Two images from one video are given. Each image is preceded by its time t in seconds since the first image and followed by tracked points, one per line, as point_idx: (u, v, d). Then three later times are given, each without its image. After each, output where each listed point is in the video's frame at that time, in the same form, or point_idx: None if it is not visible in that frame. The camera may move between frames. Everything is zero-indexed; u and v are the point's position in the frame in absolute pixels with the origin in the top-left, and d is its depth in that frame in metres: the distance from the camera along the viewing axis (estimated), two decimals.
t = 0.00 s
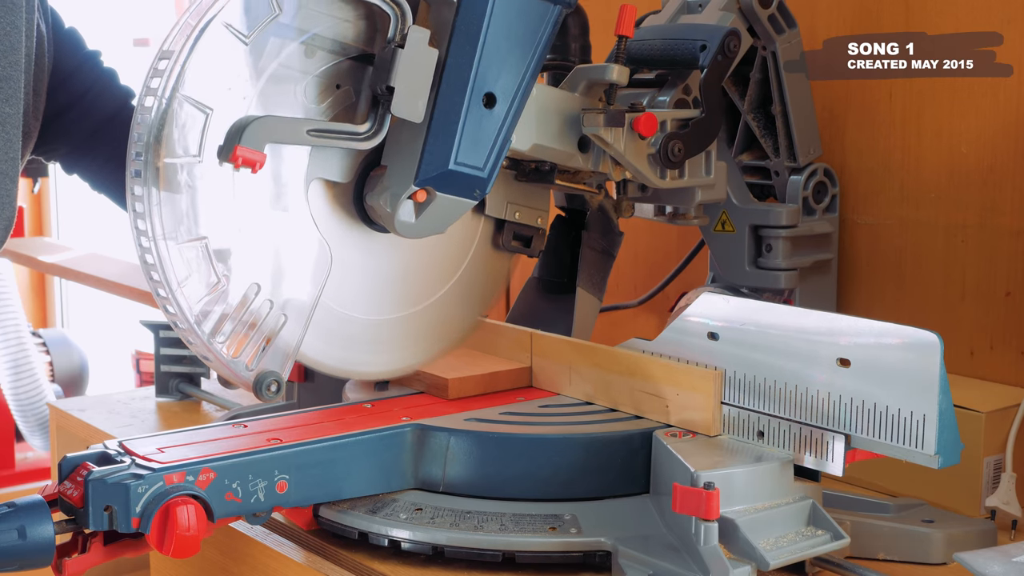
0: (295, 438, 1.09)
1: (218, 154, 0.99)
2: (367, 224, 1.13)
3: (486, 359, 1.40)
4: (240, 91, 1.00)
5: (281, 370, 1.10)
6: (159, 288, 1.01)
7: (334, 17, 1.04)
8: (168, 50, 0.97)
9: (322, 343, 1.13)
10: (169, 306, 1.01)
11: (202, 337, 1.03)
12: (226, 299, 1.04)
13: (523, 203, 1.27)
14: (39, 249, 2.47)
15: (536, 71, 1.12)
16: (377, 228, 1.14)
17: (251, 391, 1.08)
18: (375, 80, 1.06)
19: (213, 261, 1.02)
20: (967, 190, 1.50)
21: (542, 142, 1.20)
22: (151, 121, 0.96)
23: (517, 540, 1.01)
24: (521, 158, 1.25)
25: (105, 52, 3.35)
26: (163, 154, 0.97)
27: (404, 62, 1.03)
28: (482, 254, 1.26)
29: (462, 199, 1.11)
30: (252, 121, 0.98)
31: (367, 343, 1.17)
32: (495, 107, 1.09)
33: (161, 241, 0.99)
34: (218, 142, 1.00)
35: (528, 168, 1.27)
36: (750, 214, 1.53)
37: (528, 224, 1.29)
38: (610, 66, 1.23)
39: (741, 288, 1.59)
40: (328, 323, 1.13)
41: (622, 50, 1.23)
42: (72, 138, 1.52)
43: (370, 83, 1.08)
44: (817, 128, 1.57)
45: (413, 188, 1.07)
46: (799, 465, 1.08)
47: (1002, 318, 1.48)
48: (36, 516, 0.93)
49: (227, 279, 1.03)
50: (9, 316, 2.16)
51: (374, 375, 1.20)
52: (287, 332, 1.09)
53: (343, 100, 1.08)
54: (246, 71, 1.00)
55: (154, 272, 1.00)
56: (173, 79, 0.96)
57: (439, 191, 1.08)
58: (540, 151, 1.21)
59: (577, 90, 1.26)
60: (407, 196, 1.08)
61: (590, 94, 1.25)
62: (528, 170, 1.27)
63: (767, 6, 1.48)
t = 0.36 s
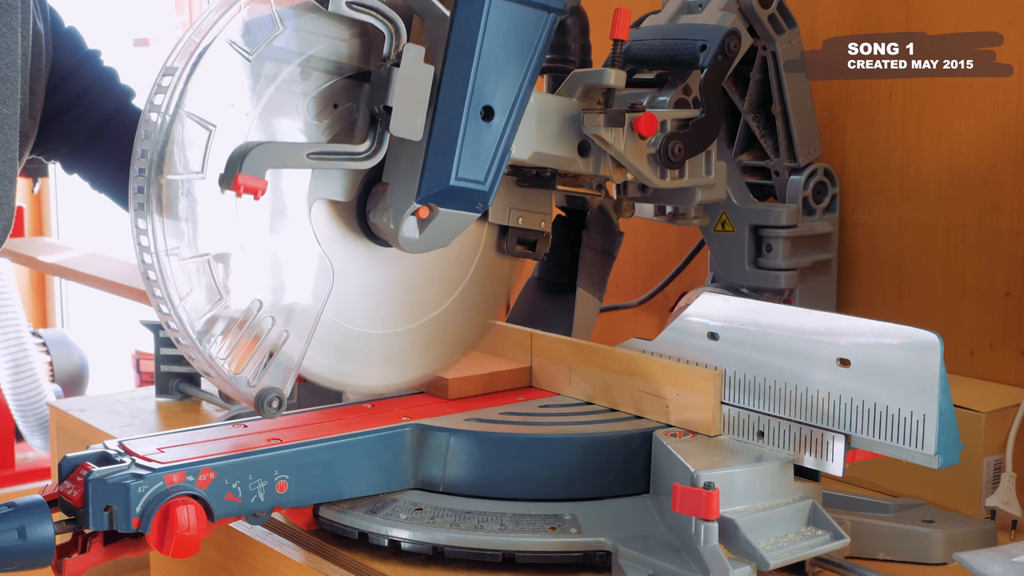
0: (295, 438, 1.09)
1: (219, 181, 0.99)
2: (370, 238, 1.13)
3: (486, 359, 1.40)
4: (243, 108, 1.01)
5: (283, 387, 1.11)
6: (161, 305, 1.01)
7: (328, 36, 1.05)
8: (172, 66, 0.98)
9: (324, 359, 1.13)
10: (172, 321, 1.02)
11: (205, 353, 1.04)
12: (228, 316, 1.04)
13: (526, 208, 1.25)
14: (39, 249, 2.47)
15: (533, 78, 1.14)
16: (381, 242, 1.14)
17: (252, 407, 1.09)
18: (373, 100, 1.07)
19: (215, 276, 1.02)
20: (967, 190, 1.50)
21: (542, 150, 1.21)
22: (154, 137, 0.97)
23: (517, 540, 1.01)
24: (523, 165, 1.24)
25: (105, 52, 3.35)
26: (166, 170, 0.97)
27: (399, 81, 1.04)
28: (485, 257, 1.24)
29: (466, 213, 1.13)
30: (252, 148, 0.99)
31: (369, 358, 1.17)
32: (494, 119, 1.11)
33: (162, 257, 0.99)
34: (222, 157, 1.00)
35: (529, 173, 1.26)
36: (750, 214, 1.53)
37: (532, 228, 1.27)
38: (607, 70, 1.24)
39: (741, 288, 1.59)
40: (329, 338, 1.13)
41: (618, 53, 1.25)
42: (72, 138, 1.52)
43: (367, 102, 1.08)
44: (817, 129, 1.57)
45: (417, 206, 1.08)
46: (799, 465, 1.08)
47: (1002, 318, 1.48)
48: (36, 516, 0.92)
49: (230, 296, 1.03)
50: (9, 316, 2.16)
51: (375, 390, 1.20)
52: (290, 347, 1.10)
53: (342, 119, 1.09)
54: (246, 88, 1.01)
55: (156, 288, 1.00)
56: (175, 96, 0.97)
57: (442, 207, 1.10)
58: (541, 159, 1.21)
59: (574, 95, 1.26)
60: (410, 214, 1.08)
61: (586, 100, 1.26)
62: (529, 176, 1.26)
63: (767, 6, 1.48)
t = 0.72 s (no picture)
0: (295, 438, 1.09)
1: (223, 202, 1.00)
2: (372, 248, 1.14)
3: (486, 359, 1.40)
4: (245, 120, 1.02)
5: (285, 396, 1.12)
6: (164, 316, 1.03)
7: (326, 50, 1.06)
8: (174, 79, 1.00)
9: (324, 368, 1.15)
10: (175, 333, 1.03)
11: (208, 365, 1.05)
12: (230, 326, 1.06)
13: (527, 211, 1.27)
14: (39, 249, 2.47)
15: (533, 81, 1.13)
16: (382, 252, 1.15)
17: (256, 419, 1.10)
18: (371, 112, 1.08)
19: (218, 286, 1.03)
20: (967, 190, 1.50)
21: (542, 155, 1.21)
22: (159, 148, 0.98)
23: (517, 540, 1.01)
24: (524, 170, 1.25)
25: (106, 51, 3.35)
26: (169, 182, 0.98)
27: (397, 94, 1.05)
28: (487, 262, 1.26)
29: (467, 221, 1.13)
30: (253, 165, 1.00)
31: (369, 367, 1.19)
32: (492, 127, 1.11)
33: (166, 268, 1.00)
34: (225, 169, 1.01)
35: (530, 177, 1.27)
36: (750, 214, 1.53)
37: (534, 231, 1.29)
38: (605, 74, 1.24)
39: (741, 288, 1.59)
40: (330, 347, 1.14)
41: (614, 56, 1.27)
42: (74, 136, 1.52)
43: (365, 113, 1.09)
44: (817, 129, 1.57)
45: (419, 216, 1.09)
46: (799, 465, 1.08)
47: (1002, 318, 1.48)
48: (36, 516, 0.92)
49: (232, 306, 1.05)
50: (10, 316, 2.16)
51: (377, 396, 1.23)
52: (293, 356, 1.11)
53: (341, 131, 1.10)
54: (247, 99, 1.02)
55: (159, 300, 1.02)
56: (177, 109, 0.98)
57: (443, 217, 1.11)
58: (541, 164, 1.21)
59: (573, 98, 1.27)
60: (412, 224, 1.09)
61: (585, 102, 1.27)
62: (531, 179, 1.28)
63: (767, 6, 1.48)
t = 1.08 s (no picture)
0: (295, 437, 1.09)
1: (223, 210, 1.01)
2: (372, 253, 1.14)
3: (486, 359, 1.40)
4: (246, 126, 1.02)
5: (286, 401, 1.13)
6: (166, 322, 1.03)
7: (326, 57, 1.06)
8: (174, 86, 1.00)
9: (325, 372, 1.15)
10: (176, 339, 1.04)
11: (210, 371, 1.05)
12: (231, 331, 1.06)
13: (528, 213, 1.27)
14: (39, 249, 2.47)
15: (533, 82, 1.13)
16: (383, 256, 1.15)
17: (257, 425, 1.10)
18: (371, 118, 1.07)
19: (218, 291, 1.04)
20: (967, 190, 1.50)
21: (542, 158, 1.21)
22: (161, 154, 0.99)
23: (517, 541, 1.01)
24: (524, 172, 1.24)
25: (107, 51, 3.34)
26: (171, 188, 0.99)
27: (396, 100, 1.05)
28: (489, 261, 1.26)
29: (468, 225, 1.13)
30: (256, 173, 1.00)
31: (368, 369, 1.19)
32: (492, 132, 1.10)
33: (166, 274, 1.01)
34: (227, 173, 1.02)
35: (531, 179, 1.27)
36: (750, 214, 1.53)
37: (535, 232, 1.28)
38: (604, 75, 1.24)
39: (741, 288, 1.59)
40: (330, 351, 1.15)
41: (614, 57, 1.27)
42: (74, 136, 1.52)
43: (365, 119, 1.09)
44: (817, 129, 1.57)
45: (419, 222, 1.09)
46: (799, 465, 1.08)
47: (1003, 317, 1.48)
48: (36, 516, 0.93)
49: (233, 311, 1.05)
50: (10, 316, 2.16)
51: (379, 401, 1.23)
52: (294, 362, 1.12)
53: (341, 138, 1.10)
54: (248, 105, 1.02)
55: (160, 307, 1.02)
56: (178, 115, 0.99)
57: (444, 223, 1.10)
58: (541, 167, 1.21)
59: (572, 100, 1.27)
60: (413, 229, 1.09)
61: (584, 104, 1.26)
62: (531, 181, 1.27)
63: (767, 6, 1.48)
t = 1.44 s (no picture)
0: (295, 437, 1.09)
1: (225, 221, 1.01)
2: (376, 258, 1.15)
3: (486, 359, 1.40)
4: (247, 132, 1.03)
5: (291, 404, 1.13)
6: (166, 326, 1.03)
7: (326, 65, 1.06)
8: (177, 92, 1.00)
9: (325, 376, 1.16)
10: (177, 344, 1.04)
11: (211, 375, 1.06)
12: (234, 335, 1.07)
13: (530, 214, 1.27)
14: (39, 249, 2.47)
15: (532, 86, 1.13)
16: (385, 261, 1.16)
17: (259, 430, 1.10)
18: (372, 125, 1.08)
19: (221, 295, 1.04)
20: (967, 190, 1.50)
21: (543, 160, 1.21)
22: (163, 159, 0.99)
23: (517, 541, 1.01)
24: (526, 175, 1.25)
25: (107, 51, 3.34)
26: (173, 195, 0.99)
27: (397, 107, 1.05)
28: (491, 261, 1.27)
29: (470, 230, 1.13)
30: (258, 183, 1.01)
31: (369, 373, 1.19)
32: (493, 136, 1.11)
33: (169, 279, 1.01)
34: (230, 180, 1.03)
35: (533, 181, 1.27)
36: (750, 215, 1.53)
37: (537, 233, 1.29)
38: (604, 77, 1.24)
39: (741, 288, 1.59)
40: (331, 354, 1.15)
41: (613, 59, 1.27)
42: (74, 136, 1.52)
43: (366, 126, 1.10)
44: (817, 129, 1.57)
45: (421, 228, 1.10)
46: (799, 465, 1.08)
47: (1002, 317, 1.48)
48: (36, 516, 0.93)
49: (234, 315, 1.06)
50: (10, 316, 2.16)
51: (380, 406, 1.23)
52: (297, 367, 1.12)
53: (342, 145, 1.10)
54: (250, 111, 1.03)
55: (162, 312, 1.02)
56: (179, 122, 0.99)
57: (446, 228, 1.11)
58: (542, 170, 1.21)
59: (572, 102, 1.26)
60: (416, 235, 1.10)
61: (585, 106, 1.25)
62: (533, 183, 1.27)
63: (767, 6, 1.48)
